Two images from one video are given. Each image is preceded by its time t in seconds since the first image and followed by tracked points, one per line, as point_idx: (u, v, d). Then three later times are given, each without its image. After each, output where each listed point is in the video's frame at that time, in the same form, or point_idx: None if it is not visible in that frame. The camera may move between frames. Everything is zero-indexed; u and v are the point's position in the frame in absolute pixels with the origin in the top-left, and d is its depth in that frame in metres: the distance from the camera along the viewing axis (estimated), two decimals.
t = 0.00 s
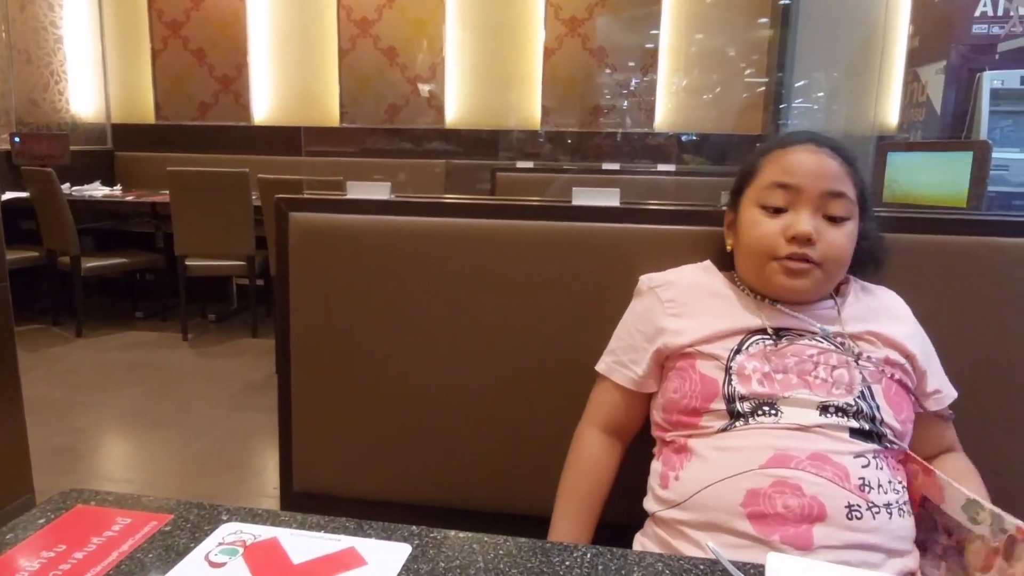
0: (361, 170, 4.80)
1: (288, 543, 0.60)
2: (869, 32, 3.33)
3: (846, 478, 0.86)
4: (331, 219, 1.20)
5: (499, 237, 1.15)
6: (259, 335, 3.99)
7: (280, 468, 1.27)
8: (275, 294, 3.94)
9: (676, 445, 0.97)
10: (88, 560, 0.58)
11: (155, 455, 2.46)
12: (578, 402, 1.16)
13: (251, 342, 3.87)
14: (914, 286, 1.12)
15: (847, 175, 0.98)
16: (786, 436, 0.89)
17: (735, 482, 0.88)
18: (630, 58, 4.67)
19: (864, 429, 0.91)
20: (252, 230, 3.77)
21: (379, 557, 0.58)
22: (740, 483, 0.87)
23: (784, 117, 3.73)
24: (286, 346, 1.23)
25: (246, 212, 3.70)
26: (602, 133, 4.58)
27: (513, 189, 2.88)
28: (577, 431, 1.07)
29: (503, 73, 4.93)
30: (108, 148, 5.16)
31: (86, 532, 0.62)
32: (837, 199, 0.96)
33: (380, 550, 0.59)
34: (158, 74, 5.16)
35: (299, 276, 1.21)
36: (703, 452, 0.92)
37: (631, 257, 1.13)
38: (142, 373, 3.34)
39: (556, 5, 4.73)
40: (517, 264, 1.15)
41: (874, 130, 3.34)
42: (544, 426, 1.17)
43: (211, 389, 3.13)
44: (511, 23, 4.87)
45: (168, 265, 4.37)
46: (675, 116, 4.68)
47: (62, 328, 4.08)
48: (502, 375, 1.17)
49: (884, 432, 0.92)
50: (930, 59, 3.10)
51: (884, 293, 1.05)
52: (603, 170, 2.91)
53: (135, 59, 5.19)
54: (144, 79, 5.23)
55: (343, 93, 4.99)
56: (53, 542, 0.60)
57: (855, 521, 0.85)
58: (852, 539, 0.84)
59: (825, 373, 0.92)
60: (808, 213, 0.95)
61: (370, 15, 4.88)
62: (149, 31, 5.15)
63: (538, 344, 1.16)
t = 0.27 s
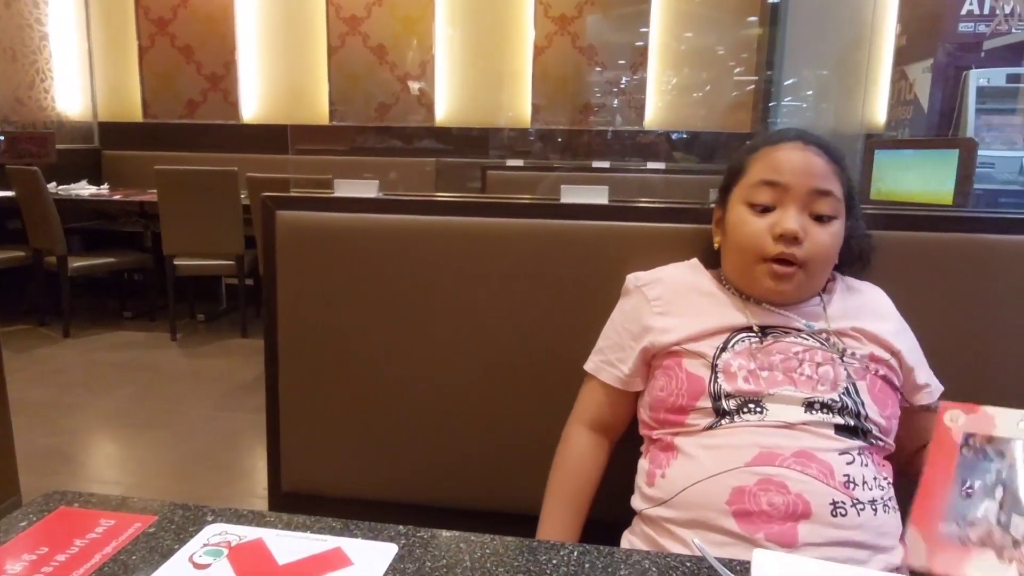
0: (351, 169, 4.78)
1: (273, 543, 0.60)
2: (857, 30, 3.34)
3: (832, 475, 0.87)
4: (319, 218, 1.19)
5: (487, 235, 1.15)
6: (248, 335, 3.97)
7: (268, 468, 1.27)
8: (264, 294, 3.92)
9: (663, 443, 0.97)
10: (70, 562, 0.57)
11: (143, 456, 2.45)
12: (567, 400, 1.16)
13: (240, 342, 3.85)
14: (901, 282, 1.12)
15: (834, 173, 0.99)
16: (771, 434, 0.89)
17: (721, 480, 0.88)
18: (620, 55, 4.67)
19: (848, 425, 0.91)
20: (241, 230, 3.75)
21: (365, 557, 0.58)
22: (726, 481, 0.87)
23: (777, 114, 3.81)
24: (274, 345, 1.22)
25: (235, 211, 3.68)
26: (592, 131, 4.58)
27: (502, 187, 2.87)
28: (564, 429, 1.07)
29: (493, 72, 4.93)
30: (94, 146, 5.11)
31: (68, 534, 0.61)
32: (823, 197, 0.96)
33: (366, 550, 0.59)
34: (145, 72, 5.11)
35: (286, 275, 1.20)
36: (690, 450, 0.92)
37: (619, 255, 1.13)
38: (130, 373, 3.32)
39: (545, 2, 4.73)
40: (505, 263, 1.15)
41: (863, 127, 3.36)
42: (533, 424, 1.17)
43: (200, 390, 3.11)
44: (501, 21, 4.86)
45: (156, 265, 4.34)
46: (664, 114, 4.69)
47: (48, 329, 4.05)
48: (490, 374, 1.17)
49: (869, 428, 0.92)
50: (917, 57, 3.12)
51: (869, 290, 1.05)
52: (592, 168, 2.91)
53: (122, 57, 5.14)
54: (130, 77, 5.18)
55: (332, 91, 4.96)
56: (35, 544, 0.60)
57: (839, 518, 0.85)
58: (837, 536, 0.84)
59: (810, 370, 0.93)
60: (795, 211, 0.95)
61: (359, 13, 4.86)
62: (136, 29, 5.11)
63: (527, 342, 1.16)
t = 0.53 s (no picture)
0: (342, 166, 4.76)
1: (259, 542, 0.59)
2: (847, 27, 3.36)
3: (822, 469, 0.87)
4: (307, 214, 1.19)
5: (475, 232, 1.15)
6: (238, 333, 3.95)
7: (257, 467, 1.26)
8: (255, 292, 3.90)
9: (654, 438, 0.97)
10: (51, 562, 0.56)
11: (134, 456, 2.43)
12: (558, 396, 1.16)
13: (231, 341, 3.82)
14: (890, 277, 1.13)
15: (823, 169, 0.99)
16: (762, 428, 0.89)
17: (713, 475, 0.88)
18: (612, 52, 4.66)
19: (838, 418, 0.91)
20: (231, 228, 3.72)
21: (351, 556, 0.57)
22: (717, 476, 0.87)
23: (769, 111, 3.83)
24: (261, 344, 1.21)
25: (224, 209, 3.65)
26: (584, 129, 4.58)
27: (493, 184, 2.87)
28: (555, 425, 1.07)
29: (484, 69, 4.91)
30: (82, 145, 5.07)
31: (50, 534, 0.60)
32: (812, 194, 0.96)
33: (352, 547, 0.58)
34: (134, 69, 5.07)
35: (274, 272, 1.20)
36: (681, 445, 0.92)
37: (608, 251, 1.13)
38: (119, 373, 3.29)
39: None
40: (494, 260, 1.15)
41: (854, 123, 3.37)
42: (523, 420, 1.17)
43: (190, 389, 3.09)
44: (491, 18, 4.85)
45: (145, 264, 4.31)
46: (656, 111, 4.70)
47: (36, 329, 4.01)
48: (480, 370, 1.17)
49: (858, 421, 0.93)
50: (906, 54, 3.13)
51: (858, 284, 1.06)
52: (584, 165, 2.90)
53: (109, 55, 5.10)
54: (118, 74, 5.13)
55: (322, 88, 4.94)
56: (16, 544, 0.59)
57: (831, 511, 0.85)
58: (829, 530, 0.85)
59: (798, 363, 0.93)
60: (785, 207, 0.95)
61: (349, 9, 4.84)
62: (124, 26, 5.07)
63: (516, 339, 1.16)
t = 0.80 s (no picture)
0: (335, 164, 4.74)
1: (250, 537, 0.59)
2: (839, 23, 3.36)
3: (813, 459, 0.87)
4: (298, 209, 1.18)
5: (467, 226, 1.14)
6: (232, 331, 3.94)
7: (249, 463, 1.25)
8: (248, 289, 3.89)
9: (644, 430, 0.96)
10: (39, 560, 0.56)
11: (127, 454, 2.42)
12: (551, 390, 1.16)
13: (224, 339, 3.81)
14: (880, 269, 1.13)
15: (815, 162, 0.99)
16: (753, 419, 0.89)
17: (704, 467, 0.88)
18: (605, 49, 4.66)
19: (828, 408, 0.91)
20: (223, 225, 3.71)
21: (342, 550, 0.57)
22: (708, 468, 0.87)
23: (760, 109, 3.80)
24: (253, 339, 1.21)
25: (217, 207, 3.64)
26: (578, 125, 4.57)
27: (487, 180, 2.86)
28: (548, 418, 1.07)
29: (477, 65, 4.90)
30: (74, 142, 5.03)
31: (37, 531, 0.60)
32: (805, 187, 0.96)
33: (343, 542, 0.58)
34: (125, 66, 5.04)
35: (265, 267, 1.19)
36: (672, 437, 0.92)
37: (600, 244, 1.13)
38: (112, 371, 3.27)
39: None
40: (486, 254, 1.15)
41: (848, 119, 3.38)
42: (516, 414, 1.17)
43: (183, 387, 3.08)
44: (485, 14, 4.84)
45: (137, 262, 4.28)
46: (649, 108, 4.70)
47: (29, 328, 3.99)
48: (472, 365, 1.17)
49: (848, 411, 0.93)
50: (900, 49, 3.13)
51: (848, 276, 1.06)
52: (578, 161, 2.90)
53: (101, 52, 5.06)
54: (110, 72, 5.10)
55: (315, 85, 4.91)
56: (2, 542, 0.58)
57: (821, 501, 0.85)
58: (819, 520, 0.85)
59: (789, 352, 0.93)
60: (778, 199, 0.95)
61: (342, 6, 4.82)
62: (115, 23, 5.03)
63: (509, 333, 1.15)
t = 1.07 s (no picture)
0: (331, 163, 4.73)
1: (243, 537, 0.59)
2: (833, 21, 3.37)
3: (808, 455, 0.87)
4: (292, 207, 1.17)
5: (462, 225, 1.14)
6: (227, 331, 3.93)
7: (244, 463, 1.25)
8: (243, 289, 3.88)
9: (640, 426, 0.96)
10: (31, 561, 0.55)
11: (122, 455, 2.41)
12: (546, 388, 1.16)
13: (220, 339, 3.80)
14: (874, 266, 1.13)
15: (811, 159, 0.99)
16: (748, 415, 0.89)
17: (700, 464, 0.88)
18: (600, 47, 4.66)
19: (824, 403, 0.91)
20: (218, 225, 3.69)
21: (336, 549, 0.57)
22: (704, 464, 0.87)
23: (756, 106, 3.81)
24: (248, 339, 1.20)
25: (212, 207, 3.63)
26: (573, 124, 4.57)
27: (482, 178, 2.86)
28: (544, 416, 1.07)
29: (472, 64, 4.90)
30: (68, 142, 5.01)
31: (29, 532, 0.59)
32: (801, 185, 0.96)
33: (337, 541, 0.58)
34: (119, 66, 5.02)
35: (259, 266, 1.19)
36: (667, 433, 0.92)
37: (595, 242, 1.13)
38: (106, 372, 3.26)
39: None
40: (481, 252, 1.14)
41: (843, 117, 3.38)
42: (512, 411, 1.17)
43: (178, 387, 3.07)
44: (480, 12, 4.83)
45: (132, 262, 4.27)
46: (644, 107, 4.71)
47: (23, 329, 3.97)
48: (467, 363, 1.16)
49: (844, 407, 0.93)
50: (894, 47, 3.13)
51: (843, 273, 1.06)
52: (573, 159, 2.90)
53: (94, 51, 5.04)
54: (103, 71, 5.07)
55: (310, 84, 4.90)
56: None
57: (817, 497, 0.85)
58: (815, 516, 0.85)
59: (785, 347, 0.93)
60: (774, 197, 0.95)
61: (336, 4, 4.80)
62: (109, 22, 5.01)
63: (504, 331, 1.15)
